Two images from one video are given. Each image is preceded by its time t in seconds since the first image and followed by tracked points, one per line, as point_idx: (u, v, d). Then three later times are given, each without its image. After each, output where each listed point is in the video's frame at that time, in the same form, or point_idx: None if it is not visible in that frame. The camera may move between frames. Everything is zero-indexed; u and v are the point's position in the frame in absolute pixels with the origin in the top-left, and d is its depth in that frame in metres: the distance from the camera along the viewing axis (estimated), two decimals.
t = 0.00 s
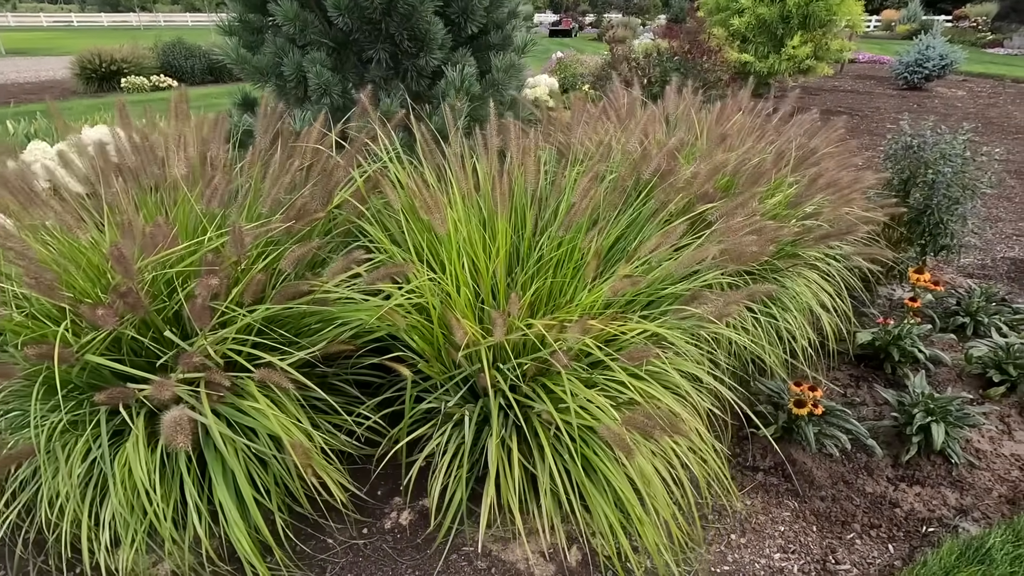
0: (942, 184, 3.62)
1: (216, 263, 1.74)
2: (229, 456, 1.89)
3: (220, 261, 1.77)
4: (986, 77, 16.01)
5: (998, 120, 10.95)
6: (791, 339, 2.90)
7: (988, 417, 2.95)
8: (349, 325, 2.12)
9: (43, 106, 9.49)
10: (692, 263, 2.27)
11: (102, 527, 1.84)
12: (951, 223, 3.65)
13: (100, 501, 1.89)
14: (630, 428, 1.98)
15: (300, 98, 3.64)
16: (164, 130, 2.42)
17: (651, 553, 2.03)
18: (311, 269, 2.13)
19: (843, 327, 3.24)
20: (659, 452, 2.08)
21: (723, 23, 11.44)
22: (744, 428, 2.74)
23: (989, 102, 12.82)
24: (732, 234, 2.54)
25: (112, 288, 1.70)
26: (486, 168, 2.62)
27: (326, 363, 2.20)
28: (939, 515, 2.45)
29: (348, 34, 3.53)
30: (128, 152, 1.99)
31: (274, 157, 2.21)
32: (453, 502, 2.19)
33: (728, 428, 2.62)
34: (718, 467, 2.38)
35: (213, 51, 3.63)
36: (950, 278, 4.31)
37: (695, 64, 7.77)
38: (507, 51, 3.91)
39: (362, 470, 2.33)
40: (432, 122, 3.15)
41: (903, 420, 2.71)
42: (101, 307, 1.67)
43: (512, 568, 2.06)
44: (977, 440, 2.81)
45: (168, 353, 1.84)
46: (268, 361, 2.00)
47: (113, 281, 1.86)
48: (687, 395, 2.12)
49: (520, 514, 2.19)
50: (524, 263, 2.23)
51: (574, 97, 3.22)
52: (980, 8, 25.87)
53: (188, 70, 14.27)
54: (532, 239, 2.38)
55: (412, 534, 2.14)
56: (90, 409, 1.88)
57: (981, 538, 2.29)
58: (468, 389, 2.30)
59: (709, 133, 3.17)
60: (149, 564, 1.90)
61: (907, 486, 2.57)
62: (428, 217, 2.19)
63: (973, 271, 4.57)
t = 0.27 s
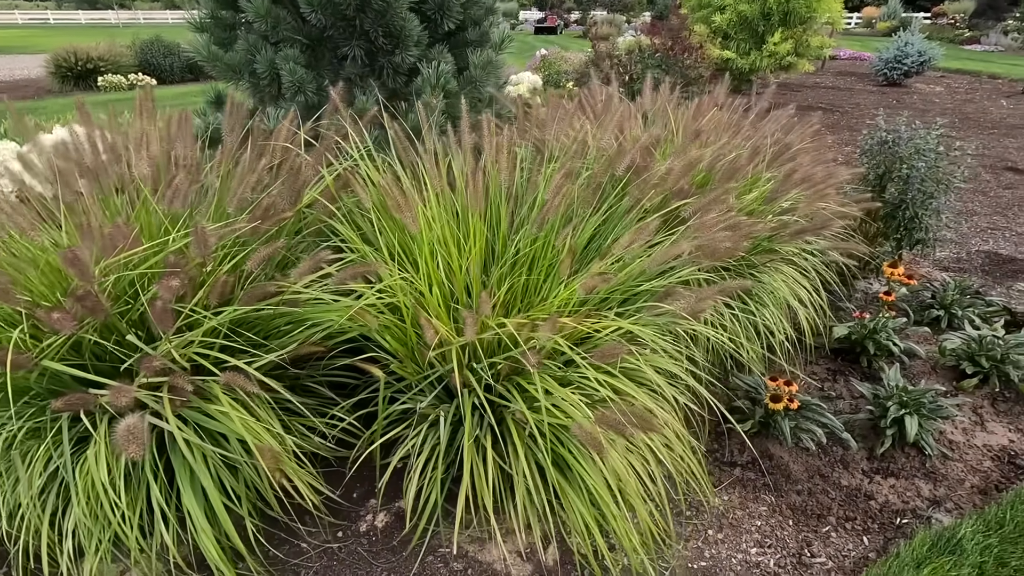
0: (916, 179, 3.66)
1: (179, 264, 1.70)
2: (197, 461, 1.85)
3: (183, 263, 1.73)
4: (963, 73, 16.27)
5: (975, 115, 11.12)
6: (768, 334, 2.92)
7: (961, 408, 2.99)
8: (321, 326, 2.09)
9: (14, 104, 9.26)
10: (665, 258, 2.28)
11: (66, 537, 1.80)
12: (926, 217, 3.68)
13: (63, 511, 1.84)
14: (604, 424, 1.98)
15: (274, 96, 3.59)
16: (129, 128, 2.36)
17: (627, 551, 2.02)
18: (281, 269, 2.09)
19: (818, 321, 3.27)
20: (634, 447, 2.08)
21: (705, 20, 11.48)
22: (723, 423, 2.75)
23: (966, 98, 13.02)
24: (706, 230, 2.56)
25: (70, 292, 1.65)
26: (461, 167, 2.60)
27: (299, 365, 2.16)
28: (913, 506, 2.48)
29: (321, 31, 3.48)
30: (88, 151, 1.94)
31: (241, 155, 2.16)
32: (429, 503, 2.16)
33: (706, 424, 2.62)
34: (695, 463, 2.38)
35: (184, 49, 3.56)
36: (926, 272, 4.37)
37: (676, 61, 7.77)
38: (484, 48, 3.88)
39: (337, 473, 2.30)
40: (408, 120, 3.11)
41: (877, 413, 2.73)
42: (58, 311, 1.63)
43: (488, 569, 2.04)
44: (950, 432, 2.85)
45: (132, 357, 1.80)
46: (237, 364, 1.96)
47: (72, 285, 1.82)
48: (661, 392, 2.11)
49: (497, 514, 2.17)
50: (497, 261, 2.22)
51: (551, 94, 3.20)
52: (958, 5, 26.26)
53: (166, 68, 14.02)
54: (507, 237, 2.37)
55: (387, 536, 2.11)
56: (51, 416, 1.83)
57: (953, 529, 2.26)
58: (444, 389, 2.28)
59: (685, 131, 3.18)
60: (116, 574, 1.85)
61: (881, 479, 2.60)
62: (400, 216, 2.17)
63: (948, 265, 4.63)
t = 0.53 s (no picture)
0: (879, 174, 3.73)
1: (126, 272, 1.64)
2: (152, 475, 1.79)
3: (131, 271, 1.67)
4: (928, 69, 16.68)
5: (940, 111, 11.41)
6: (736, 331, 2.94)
7: (924, 399, 3.06)
8: (282, 333, 2.04)
9: None
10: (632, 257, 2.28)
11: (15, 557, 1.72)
12: (889, 212, 3.75)
13: (11, 531, 1.77)
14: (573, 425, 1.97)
15: (237, 96, 3.50)
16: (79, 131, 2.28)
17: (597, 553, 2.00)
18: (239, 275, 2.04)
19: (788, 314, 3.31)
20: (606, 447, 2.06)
21: (678, 18, 11.58)
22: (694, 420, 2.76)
23: (931, 94, 13.35)
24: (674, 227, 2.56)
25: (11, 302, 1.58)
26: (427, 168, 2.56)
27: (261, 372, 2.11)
28: (878, 497, 2.52)
29: (284, 30, 3.41)
30: (30, 155, 1.86)
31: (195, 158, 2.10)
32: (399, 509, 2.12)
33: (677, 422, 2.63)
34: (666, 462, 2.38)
35: (141, 49, 3.46)
36: (891, 265, 4.47)
37: (648, 58, 7.82)
38: (453, 47, 3.85)
39: (305, 482, 2.25)
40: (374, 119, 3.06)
41: (843, 405, 2.78)
42: None
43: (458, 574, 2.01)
44: (914, 422, 2.90)
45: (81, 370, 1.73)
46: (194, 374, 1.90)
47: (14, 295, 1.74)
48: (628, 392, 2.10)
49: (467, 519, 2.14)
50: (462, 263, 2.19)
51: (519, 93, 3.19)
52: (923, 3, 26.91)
53: (133, 67, 13.66)
54: (472, 238, 2.34)
55: (356, 544, 2.06)
56: None
57: (916, 519, 2.28)
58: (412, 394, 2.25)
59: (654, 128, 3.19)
60: None
61: (848, 470, 2.64)
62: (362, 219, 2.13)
63: (912, 257, 4.74)
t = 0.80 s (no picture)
0: (837, 171, 3.80)
1: (55, 286, 1.56)
2: (91, 499, 1.69)
3: (62, 285, 1.58)
4: (885, 68, 17.19)
5: (897, 108, 11.76)
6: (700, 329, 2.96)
7: (883, 390, 3.12)
8: (231, 345, 1.96)
9: None
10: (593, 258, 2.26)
11: None
12: (848, 208, 3.83)
13: None
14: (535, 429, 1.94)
15: (188, 99, 3.39)
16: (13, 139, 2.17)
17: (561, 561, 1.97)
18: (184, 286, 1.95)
19: (752, 311, 3.34)
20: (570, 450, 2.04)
21: (643, 19, 11.70)
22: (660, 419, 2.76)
23: (888, 92, 13.76)
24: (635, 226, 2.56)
25: None
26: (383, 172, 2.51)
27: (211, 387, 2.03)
28: (840, 489, 2.56)
29: (237, 30, 3.32)
30: None
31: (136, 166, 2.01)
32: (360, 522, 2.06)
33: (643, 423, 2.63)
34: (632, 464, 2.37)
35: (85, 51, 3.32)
36: (851, 260, 4.57)
37: (613, 59, 7.86)
38: (413, 48, 3.79)
39: (262, 498, 2.17)
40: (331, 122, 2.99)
41: (805, 400, 2.82)
42: None
43: None
44: (874, 414, 2.96)
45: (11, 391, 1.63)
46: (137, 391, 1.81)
47: None
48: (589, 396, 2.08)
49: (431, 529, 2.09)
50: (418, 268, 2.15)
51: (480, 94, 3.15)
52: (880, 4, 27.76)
53: (88, 70, 13.18)
54: (429, 243, 2.30)
55: (316, 560, 1.99)
56: None
57: (875, 510, 2.33)
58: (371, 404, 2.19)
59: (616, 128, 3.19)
60: None
61: (811, 464, 2.67)
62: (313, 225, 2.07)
63: (871, 252, 4.86)
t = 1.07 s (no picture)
0: (790, 171, 3.85)
1: None
2: None
3: None
4: (841, 70, 17.72)
5: (852, 109, 12.11)
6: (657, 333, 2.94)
7: (839, 388, 3.15)
8: (158, 366, 1.85)
9: None
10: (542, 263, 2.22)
11: None
12: (802, 207, 3.88)
13: None
14: (483, 442, 1.88)
15: (124, 105, 3.22)
16: None
17: None
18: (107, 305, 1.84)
19: (710, 311, 3.34)
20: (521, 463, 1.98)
21: (605, 22, 11.80)
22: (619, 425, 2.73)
23: (843, 93, 14.17)
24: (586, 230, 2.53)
25: None
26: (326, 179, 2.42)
27: (139, 410, 1.91)
28: (798, 489, 2.56)
29: (174, 33, 3.17)
30: None
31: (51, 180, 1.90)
32: (304, 548, 1.95)
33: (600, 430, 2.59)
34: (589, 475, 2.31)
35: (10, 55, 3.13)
36: (808, 258, 4.64)
37: (574, 62, 7.88)
38: (364, 51, 3.69)
39: (201, 526, 2.04)
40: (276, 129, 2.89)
41: (762, 400, 2.82)
42: None
43: None
44: (830, 412, 2.98)
45: None
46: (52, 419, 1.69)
47: None
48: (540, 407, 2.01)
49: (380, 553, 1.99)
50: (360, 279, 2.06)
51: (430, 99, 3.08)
52: (834, 9, 28.65)
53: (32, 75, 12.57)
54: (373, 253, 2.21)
55: None
56: None
57: (830, 510, 2.33)
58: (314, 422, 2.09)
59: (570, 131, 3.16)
60: None
61: (770, 465, 2.67)
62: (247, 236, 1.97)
63: (827, 250, 4.94)
